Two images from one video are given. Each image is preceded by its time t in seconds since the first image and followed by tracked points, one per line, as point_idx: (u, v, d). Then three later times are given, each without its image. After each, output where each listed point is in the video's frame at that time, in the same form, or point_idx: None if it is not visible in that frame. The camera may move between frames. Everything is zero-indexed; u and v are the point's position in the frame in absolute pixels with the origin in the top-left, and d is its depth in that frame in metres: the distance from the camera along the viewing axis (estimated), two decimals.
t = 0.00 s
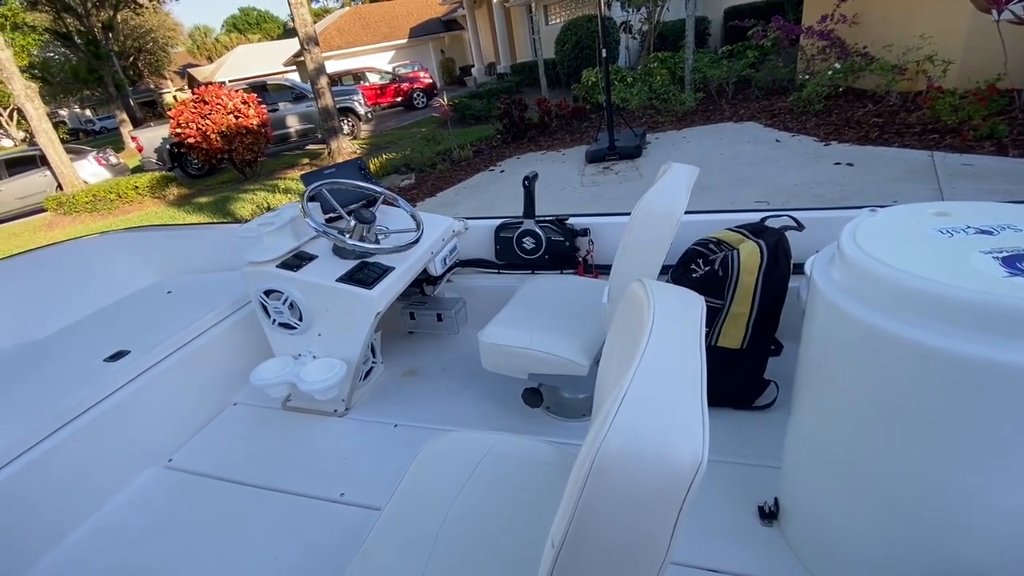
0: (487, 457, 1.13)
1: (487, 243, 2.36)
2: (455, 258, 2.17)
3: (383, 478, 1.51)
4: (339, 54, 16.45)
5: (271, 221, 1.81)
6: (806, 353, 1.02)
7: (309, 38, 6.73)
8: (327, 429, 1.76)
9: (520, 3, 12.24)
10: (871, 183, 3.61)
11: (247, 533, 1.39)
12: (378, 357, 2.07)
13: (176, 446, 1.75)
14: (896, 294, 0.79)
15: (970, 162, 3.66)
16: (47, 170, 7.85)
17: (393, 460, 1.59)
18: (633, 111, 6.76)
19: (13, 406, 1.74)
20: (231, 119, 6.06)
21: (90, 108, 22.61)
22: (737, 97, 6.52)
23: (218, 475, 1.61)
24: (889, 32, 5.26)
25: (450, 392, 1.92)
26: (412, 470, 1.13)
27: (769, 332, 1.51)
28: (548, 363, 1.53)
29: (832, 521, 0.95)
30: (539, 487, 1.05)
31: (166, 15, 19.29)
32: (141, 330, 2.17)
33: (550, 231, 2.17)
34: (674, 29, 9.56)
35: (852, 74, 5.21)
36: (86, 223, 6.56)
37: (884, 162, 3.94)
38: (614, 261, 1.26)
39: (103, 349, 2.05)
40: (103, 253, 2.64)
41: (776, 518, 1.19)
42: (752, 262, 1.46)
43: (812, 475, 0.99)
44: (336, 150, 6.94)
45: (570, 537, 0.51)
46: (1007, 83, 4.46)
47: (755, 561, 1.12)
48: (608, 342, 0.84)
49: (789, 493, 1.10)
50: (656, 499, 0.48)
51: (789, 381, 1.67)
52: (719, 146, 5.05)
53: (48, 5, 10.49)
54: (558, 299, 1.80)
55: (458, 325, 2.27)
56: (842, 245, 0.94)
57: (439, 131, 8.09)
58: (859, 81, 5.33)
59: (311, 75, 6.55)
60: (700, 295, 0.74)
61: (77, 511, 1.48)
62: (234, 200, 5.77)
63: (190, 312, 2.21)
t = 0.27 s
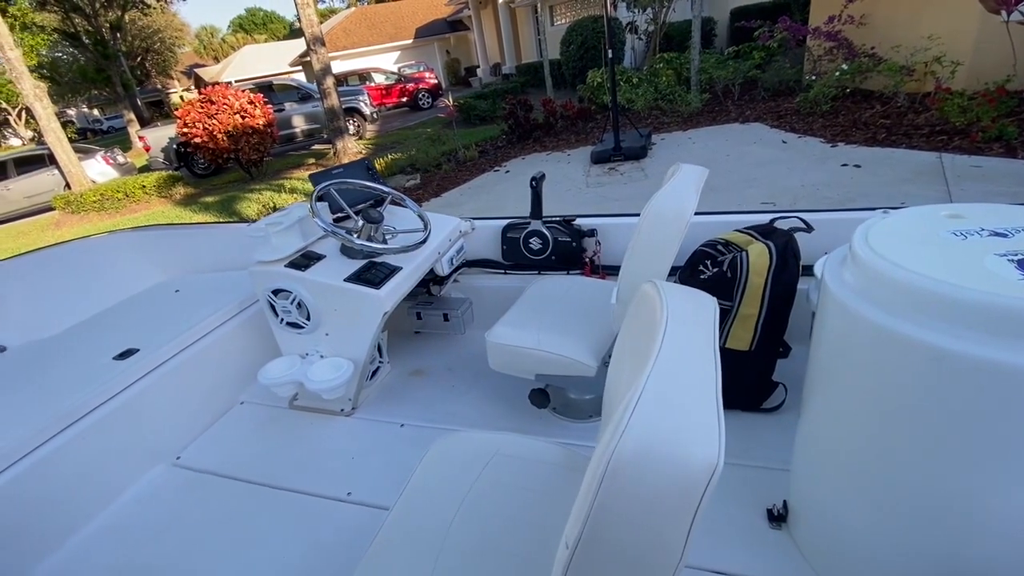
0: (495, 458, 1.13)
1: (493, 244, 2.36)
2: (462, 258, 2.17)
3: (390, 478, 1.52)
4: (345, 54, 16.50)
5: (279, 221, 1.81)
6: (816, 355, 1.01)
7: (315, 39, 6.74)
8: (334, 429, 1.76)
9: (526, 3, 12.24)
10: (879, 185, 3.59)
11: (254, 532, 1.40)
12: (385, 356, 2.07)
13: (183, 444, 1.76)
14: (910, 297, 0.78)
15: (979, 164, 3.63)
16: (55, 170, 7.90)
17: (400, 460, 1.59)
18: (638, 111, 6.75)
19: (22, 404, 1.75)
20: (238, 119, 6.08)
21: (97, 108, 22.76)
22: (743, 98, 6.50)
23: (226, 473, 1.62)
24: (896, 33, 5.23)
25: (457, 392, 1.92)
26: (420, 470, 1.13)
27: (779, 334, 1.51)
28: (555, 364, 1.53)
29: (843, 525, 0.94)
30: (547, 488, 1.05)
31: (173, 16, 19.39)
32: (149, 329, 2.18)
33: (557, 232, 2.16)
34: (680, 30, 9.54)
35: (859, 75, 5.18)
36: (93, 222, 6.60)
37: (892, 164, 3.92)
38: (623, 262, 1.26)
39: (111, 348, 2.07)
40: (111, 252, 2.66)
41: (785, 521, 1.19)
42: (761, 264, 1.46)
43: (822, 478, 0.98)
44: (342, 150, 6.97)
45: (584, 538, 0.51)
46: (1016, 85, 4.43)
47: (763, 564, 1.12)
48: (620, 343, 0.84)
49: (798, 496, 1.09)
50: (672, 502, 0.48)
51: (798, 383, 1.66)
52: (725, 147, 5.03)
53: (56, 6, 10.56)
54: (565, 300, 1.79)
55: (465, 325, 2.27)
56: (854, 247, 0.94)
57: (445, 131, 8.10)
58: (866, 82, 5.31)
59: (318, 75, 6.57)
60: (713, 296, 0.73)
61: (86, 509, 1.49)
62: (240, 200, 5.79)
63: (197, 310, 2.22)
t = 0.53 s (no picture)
0: (503, 458, 1.13)
1: (501, 244, 2.36)
2: (469, 258, 2.17)
3: (398, 478, 1.52)
4: (352, 54, 16.56)
5: (289, 220, 1.80)
6: (830, 358, 1.01)
7: (322, 39, 6.77)
8: (342, 428, 1.77)
9: (532, 4, 12.25)
10: (887, 187, 3.57)
11: (263, 530, 1.40)
12: (393, 356, 2.07)
13: (192, 442, 1.77)
14: (925, 299, 0.77)
15: (989, 166, 3.60)
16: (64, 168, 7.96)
17: (407, 460, 1.59)
18: (644, 112, 6.74)
19: (33, 401, 1.77)
20: (245, 119, 6.11)
21: (106, 108, 22.94)
22: (750, 99, 6.48)
23: (234, 472, 1.62)
24: (905, 34, 5.20)
25: (464, 392, 1.92)
26: (429, 470, 1.13)
27: (788, 337, 1.50)
28: (563, 365, 1.53)
29: (855, 530, 0.93)
30: (556, 489, 1.05)
31: (181, 16, 19.52)
32: (158, 327, 2.19)
33: (565, 233, 2.16)
34: (686, 31, 9.52)
35: (867, 76, 5.16)
36: (102, 220, 6.65)
37: (901, 166, 3.89)
38: (633, 263, 1.26)
39: (121, 346, 2.08)
40: (121, 251, 2.68)
41: (795, 524, 1.18)
42: (772, 266, 1.46)
43: (833, 480, 0.97)
44: (348, 150, 6.99)
45: (602, 539, 0.51)
46: None
47: (774, 568, 1.11)
48: (633, 344, 0.83)
49: (809, 500, 1.09)
50: (690, 504, 0.48)
51: (807, 386, 1.65)
52: (732, 148, 5.01)
53: (66, 6, 10.65)
54: (573, 300, 1.79)
55: (472, 326, 2.27)
56: (869, 249, 0.93)
57: (451, 131, 8.11)
58: (875, 83, 5.27)
59: (324, 76, 6.59)
60: (728, 298, 0.73)
61: (96, 506, 1.50)
62: (247, 199, 5.81)
63: (206, 309, 2.23)
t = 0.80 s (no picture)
0: (512, 459, 1.12)
1: (508, 245, 2.36)
2: (477, 258, 2.17)
3: (405, 478, 1.52)
4: (359, 55, 16.62)
5: (298, 220, 1.82)
6: (843, 361, 1.00)
7: (329, 40, 6.78)
8: (349, 427, 1.77)
9: (539, 5, 12.25)
10: (896, 189, 3.54)
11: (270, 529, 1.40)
12: (400, 356, 2.07)
13: (200, 440, 1.78)
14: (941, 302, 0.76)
15: (1001, 169, 3.56)
16: (74, 168, 8.02)
17: (414, 460, 1.59)
18: (651, 113, 6.72)
19: (44, 398, 1.78)
20: (253, 119, 6.14)
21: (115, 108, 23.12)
22: (757, 100, 6.44)
23: (242, 470, 1.63)
24: (915, 35, 5.15)
25: (471, 393, 1.92)
26: (437, 471, 1.13)
27: (799, 339, 1.49)
28: (571, 366, 1.52)
29: (867, 534, 0.92)
30: (564, 491, 1.04)
31: (190, 17, 19.66)
32: (167, 325, 2.20)
33: (572, 233, 2.16)
34: (693, 31, 9.49)
35: (877, 78, 5.12)
36: (111, 219, 6.70)
37: (911, 168, 3.86)
38: (643, 264, 1.25)
39: (130, 344, 2.09)
40: (130, 249, 2.69)
41: (805, 528, 1.17)
42: (783, 267, 1.44)
43: (846, 484, 0.96)
44: (355, 151, 7.01)
45: (615, 543, 0.50)
46: None
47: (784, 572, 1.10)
48: (646, 346, 0.83)
49: (821, 504, 1.07)
50: (705, 508, 0.47)
51: (817, 389, 1.63)
52: (739, 150, 4.99)
53: (76, 7, 10.75)
54: (581, 301, 1.79)
55: (479, 326, 2.27)
56: (883, 251, 0.92)
57: (457, 132, 8.12)
58: (884, 85, 5.23)
59: (331, 76, 6.60)
60: (742, 300, 0.72)
61: (105, 503, 1.51)
62: (254, 199, 5.84)
63: (214, 308, 2.24)
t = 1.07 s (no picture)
0: (519, 460, 1.12)
1: (515, 246, 2.36)
2: (483, 259, 2.17)
3: (411, 479, 1.52)
4: (366, 56, 16.68)
5: (306, 220, 1.83)
6: (852, 363, 0.99)
7: (337, 41, 6.81)
8: (355, 427, 1.77)
9: (546, 7, 12.26)
10: (906, 192, 3.52)
11: (277, 529, 1.40)
12: (406, 356, 2.07)
13: (208, 439, 1.79)
14: (954, 305, 0.75)
15: (1013, 171, 3.53)
16: (85, 167, 8.10)
17: (420, 460, 1.59)
18: (658, 115, 6.71)
19: (54, 396, 1.80)
20: (261, 119, 6.17)
21: (125, 108, 23.33)
22: (765, 102, 6.41)
23: (249, 469, 1.64)
24: (926, 36, 5.11)
25: (477, 394, 1.92)
26: (444, 471, 1.13)
27: (808, 342, 1.48)
28: (578, 367, 1.52)
29: (876, 539, 0.91)
30: (571, 493, 1.04)
31: (199, 19, 19.82)
32: (175, 324, 2.21)
33: (580, 235, 2.15)
34: (701, 33, 9.47)
35: (886, 79, 5.09)
36: (120, 219, 6.75)
37: (921, 170, 3.83)
38: (651, 265, 1.24)
39: (139, 342, 2.10)
40: (140, 248, 2.72)
41: (814, 533, 1.16)
42: (792, 270, 1.44)
43: (855, 489, 0.95)
44: (362, 152, 7.04)
45: (625, 545, 0.50)
46: None
47: None
48: (654, 348, 0.82)
49: (829, 509, 1.07)
50: (718, 511, 0.47)
51: (826, 392, 1.62)
52: (747, 151, 4.97)
53: (88, 9, 10.86)
54: (588, 303, 1.78)
55: (485, 327, 2.27)
56: (894, 253, 0.91)
57: (464, 133, 8.13)
58: (893, 86, 5.20)
59: (339, 77, 6.63)
60: (751, 302, 0.72)
61: (112, 501, 1.51)
62: (262, 199, 5.87)
63: (223, 307, 2.25)
